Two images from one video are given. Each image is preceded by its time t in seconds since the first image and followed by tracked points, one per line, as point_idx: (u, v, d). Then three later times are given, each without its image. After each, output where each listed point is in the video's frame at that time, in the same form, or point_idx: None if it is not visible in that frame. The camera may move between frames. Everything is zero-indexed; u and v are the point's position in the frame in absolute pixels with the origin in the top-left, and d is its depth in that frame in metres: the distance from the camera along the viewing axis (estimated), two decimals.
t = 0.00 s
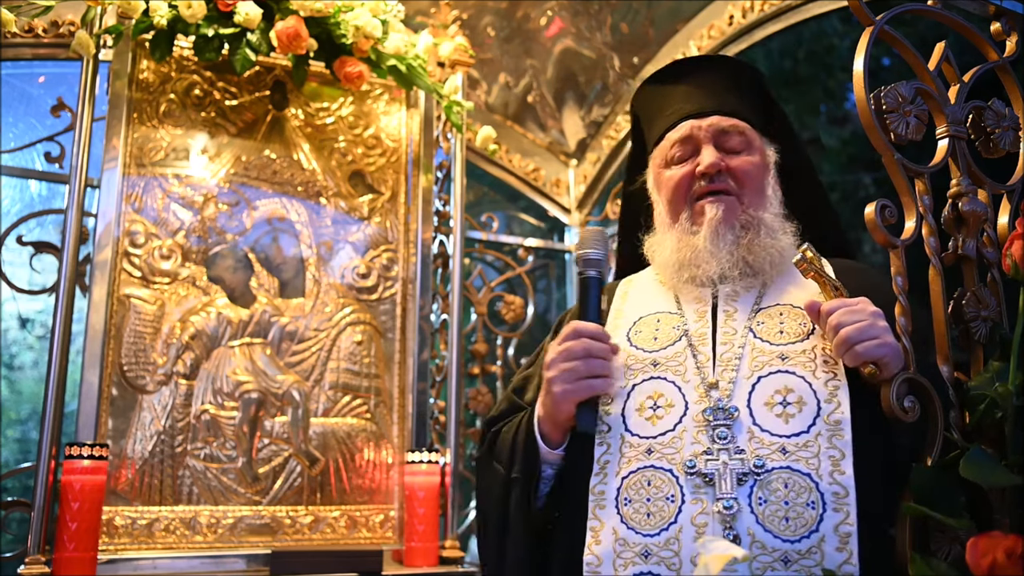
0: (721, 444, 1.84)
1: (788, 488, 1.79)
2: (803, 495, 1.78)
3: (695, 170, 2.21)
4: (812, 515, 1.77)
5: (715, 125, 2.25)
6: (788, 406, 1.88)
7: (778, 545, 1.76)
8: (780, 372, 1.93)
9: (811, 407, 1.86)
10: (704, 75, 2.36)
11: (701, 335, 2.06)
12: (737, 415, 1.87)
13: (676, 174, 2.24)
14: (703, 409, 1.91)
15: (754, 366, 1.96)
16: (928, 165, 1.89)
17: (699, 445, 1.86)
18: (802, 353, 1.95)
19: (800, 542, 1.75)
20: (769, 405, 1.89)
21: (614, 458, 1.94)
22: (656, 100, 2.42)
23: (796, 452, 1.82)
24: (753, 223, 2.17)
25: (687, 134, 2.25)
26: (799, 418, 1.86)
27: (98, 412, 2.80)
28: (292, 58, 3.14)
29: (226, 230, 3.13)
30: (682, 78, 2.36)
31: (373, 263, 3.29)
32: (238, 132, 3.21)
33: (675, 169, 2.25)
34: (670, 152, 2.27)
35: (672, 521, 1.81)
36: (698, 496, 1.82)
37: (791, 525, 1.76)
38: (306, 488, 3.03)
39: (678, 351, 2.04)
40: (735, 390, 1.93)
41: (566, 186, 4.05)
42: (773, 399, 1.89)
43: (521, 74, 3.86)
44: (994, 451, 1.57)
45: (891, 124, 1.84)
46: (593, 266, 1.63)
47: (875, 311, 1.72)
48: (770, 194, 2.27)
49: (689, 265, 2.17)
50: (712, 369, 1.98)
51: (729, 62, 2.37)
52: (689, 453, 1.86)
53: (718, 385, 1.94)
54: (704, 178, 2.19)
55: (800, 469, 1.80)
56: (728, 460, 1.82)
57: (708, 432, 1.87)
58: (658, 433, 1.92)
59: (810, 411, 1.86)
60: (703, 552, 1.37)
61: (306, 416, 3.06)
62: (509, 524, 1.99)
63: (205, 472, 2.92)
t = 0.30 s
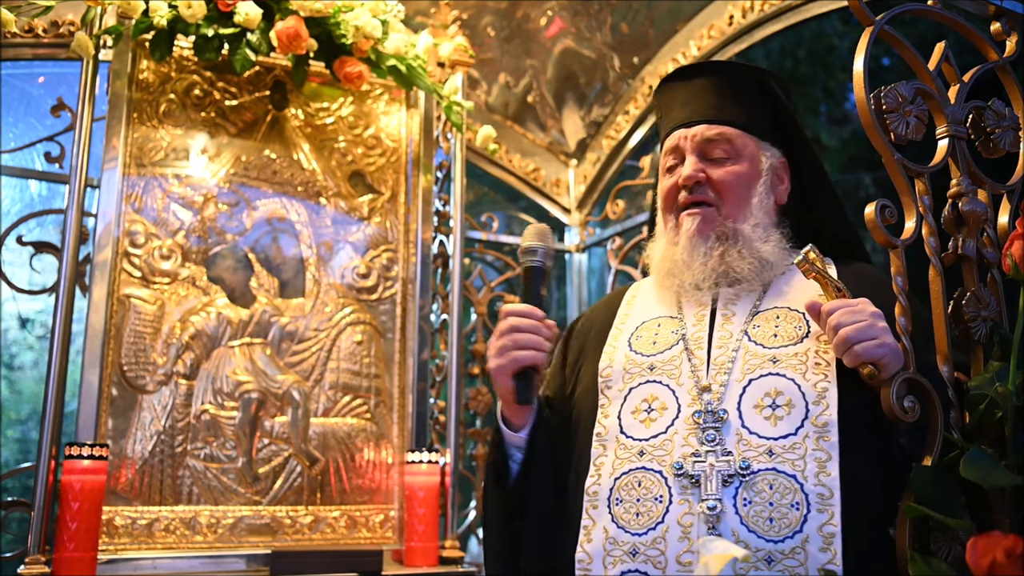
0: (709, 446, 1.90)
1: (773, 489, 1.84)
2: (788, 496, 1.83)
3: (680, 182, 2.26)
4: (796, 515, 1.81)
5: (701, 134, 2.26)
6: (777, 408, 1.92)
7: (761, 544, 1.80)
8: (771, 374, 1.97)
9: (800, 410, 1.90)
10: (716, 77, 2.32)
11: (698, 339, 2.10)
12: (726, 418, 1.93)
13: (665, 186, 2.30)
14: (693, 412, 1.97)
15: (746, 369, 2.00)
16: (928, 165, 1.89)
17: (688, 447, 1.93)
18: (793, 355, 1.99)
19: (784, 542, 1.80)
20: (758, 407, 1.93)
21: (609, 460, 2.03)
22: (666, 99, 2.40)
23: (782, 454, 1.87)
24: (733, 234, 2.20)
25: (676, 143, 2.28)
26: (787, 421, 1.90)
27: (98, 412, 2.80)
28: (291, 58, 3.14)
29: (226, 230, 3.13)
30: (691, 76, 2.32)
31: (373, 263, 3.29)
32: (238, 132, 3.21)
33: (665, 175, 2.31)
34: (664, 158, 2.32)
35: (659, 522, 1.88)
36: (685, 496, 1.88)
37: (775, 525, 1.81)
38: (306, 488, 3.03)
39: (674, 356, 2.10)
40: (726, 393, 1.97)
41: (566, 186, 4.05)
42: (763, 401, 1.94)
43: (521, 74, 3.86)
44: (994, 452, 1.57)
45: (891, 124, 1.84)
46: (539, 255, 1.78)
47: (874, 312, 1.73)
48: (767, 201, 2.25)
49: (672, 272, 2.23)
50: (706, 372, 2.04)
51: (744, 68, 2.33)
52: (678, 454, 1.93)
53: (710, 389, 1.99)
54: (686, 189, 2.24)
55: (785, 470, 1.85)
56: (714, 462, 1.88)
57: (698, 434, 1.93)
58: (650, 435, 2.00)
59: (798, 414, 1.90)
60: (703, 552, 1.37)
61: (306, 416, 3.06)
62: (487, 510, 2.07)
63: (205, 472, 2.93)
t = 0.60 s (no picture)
0: (703, 448, 1.91)
1: (763, 491, 1.84)
2: (778, 498, 1.83)
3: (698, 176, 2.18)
4: (786, 517, 1.81)
5: (722, 131, 2.21)
6: (771, 410, 1.92)
7: (751, 546, 1.80)
8: (767, 376, 1.97)
9: (794, 411, 1.90)
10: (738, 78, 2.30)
11: (698, 340, 2.12)
12: (720, 420, 1.94)
13: (680, 179, 2.22)
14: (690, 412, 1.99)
15: (743, 370, 2.00)
16: (928, 165, 1.89)
17: (683, 449, 1.94)
18: (790, 357, 1.99)
19: (773, 544, 1.80)
20: (752, 409, 1.94)
21: (607, 460, 2.05)
22: (682, 98, 2.36)
23: (774, 457, 1.87)
24: (748, 234, 2.14)
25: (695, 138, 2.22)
26: (780, 423, 1.90)
27: (98, 412, 2.80)
28: (291, 58, 3.14)
29: (226, 230, 3.13)
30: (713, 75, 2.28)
31: (373, 263, 3.29)
32: (238, 132, 3.21)
33: (681, 170, 2.23)
34: (679, 153, 2.25)
35: (653, 522, 1.90)
36: (678, 498, 1.89)
37: (765, 527, 1.81)
38: (306, 488, 3.03)
39: (673, 358, 2.12)
40: (722, 396, 1.98)
41: (566, 186, 4.05)
42: (757, 404, 1.94)
43: (521, 74, 3.86)
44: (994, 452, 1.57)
45: (891, 124, 1.84)
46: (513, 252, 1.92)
47: (877, 312, 1.71)
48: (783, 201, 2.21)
49: (684, 269, 2.19)
50: (704, 374, 2.05)
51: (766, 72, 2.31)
52: (672, 455, 1.95)
53: (706, 391, 2.00)
54: (705, 185, 2.16)
55: (776, 473, 1.85)
56: (707, 463, 1.89)
57: (693, 436, 1.94)
58: (647, 437, 2.01)
59: (792, 416, 1.90)
60: (703, 552, 1.36)
61: (306, 416, 3.06)
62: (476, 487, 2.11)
63: (205, 472, 2.93)
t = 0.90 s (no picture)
0: (701, 443, 1.91)
1: (762, 487, 1.84)
2: (777, 494, 1.82)
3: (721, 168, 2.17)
4: (784, 513, 1.80)
5: (747, 126, 2.21)
6: (771, 406, 1.92)
7: (748, 542, 1.80)
8: (766, 372, 1.97)
9: (793, 407, 1.90)
10: (747, 76, 2.29)
11: (698, 336, 2.12)
12: (719, 415, 1.93)
13: (700, 170, 2.20)
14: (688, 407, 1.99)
15: (742, 366, 2.00)
16: (928, 165, 1.89)
17: (681, 443, 1.94)
18: (790, 354, 1.99)
19: (771, 540, 1.80)
20: (751, 405, 1.93)
21: (604, 455, 2.05)
22: (695, 91, 2.36)
23: (773, 452, 1.86)
24: (769, 229, 2.15)
25: (718, 130, 2.22)
26: (779, 419, 1.90)
27: (98, 412, 2.80)
28: (291, 58, 3.14)
29: (226, 230, 3.13)
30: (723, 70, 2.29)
31: (373, 263, 3.29)
32: (238, 132, 3.21)
33: (701, 162, 2.21)
34: (698, 144, 2.23)
35: (651, 518, 1.89)
36: (677, 493, 1.89)
37: (763, 523, 1.81)
38: (306, 488, 3.03)
39: (672, 352, 2.11)
40: (721, 390, 1.97)
41: (566, 186, 4.05)
42: (756, 399, 1.93)
43: (521, 74, 3.86)
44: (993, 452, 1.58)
45: (891, 124, 1.84)
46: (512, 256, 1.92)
47: (878, 312, 1.71)
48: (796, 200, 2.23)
49: (699, 262, 2.19)
50: (703, 369, 2.04)
51: (777, 69, 2.29)
52: (671, 450, 1.94)
53: (705, 385, 1.99)
54: (729, 177, 2.15)
55: (775, 468, 1.84)
56: (705, 459, 1.88)
57: (691, 431, 1.94)
58: (646, 432, 2.01)
59: (791, 412, 1.90)
60: (703, 552, 1.37)
61: (305, 416, 3.06)
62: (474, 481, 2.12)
63: (205, 472, 2.93)
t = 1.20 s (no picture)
0: (709, 446, 1.89)
1: (772, 490, 1.83)
2: (787, 497, 1.81)
3: (727, 156, 2.18)
4: (795, 517, 1.80)
5: (755, 118, 2.21)
6: (778, 407, 1.91)
7: (758, 547, 1.79)
8: (773, 373, 1.96)
9: (801, 409, 1.89)
10: (755, 69, 2.30)
11: (700, 335, 2.11)
12: (726, 417, 1.92)
13: (706, 158, 2.21)
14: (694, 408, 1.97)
15: (748, 367, 1.99)
16: (928, 165, 1.89)
17: (688, 445, 1.92)
18: (796, 354, 1.98)
19: (782, 545, 1.79)
20: (759, 406, 1.92)
21: (607, 455, 2.03)
22: (704, 84, 2.35)
23: (782, 455, 1.85)
24: (774, 216, 2.15)
25: (727, 120, 2.22)
26: (787, 420, 1.89)
27: (98, 412, 2.80)
28: (291, 58, 3.14)
29: (226, 230, 3.13)
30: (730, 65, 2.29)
31: (373, 262, 3.29)
32: (238, 132, 3.21)
33: (708, 150, 2.22)
34: (706, 133, 2.24)
35: (657, 522, 1.88)
36: (683, 497, 1.88)
37: (774, 527, 1.80)
38: (306, 488, 3.03)
39: (676, 352, 2.10)
40: (727, 392, 1.97)
41: (566, 186, 4.06)
42: (764, 400, 1.92)
43: (521, 74, 3.86)
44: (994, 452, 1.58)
45: (891, 124, 1.84)
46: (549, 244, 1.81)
47: (875, 313, 1.73)
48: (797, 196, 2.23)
49: (703, 248, 2.19)
50: (707, 369, 2.03)
51: (784, 66, 2.32)
52: (676, 453, 1.93)
53: (711, 386, 1.99)
54: (735, 165, 2.16)
55: (785, 471, 1.84)
56: (713, 461, 1.87)
57: (698, 433, 1.92)
58: (650, 432, 1.99)
59: (799, 414, 1.89)
60: (703, 551, 1.37)
61: (306, 416, 3.06)
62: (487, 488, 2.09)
63: (205, 472, 2.93)
